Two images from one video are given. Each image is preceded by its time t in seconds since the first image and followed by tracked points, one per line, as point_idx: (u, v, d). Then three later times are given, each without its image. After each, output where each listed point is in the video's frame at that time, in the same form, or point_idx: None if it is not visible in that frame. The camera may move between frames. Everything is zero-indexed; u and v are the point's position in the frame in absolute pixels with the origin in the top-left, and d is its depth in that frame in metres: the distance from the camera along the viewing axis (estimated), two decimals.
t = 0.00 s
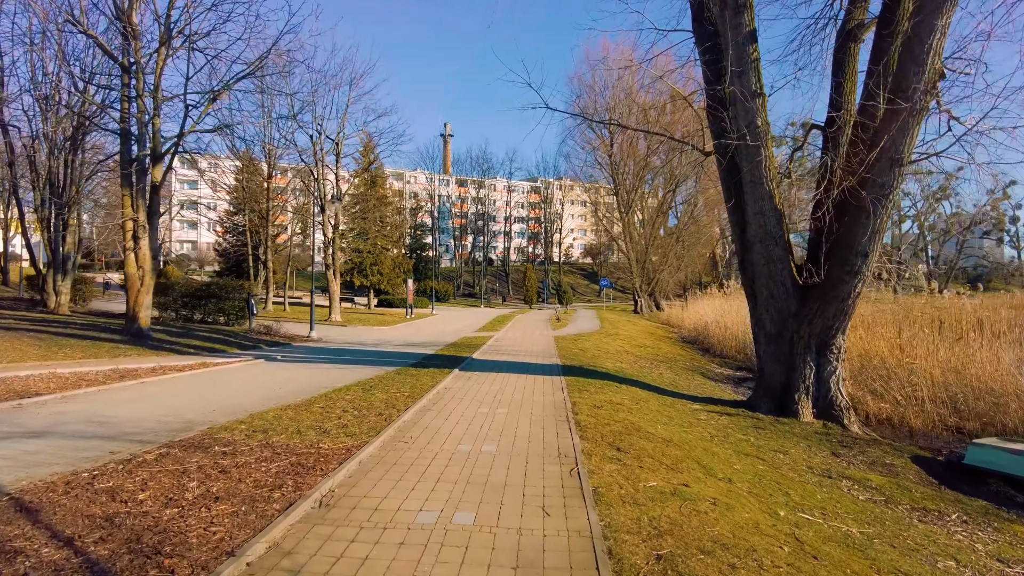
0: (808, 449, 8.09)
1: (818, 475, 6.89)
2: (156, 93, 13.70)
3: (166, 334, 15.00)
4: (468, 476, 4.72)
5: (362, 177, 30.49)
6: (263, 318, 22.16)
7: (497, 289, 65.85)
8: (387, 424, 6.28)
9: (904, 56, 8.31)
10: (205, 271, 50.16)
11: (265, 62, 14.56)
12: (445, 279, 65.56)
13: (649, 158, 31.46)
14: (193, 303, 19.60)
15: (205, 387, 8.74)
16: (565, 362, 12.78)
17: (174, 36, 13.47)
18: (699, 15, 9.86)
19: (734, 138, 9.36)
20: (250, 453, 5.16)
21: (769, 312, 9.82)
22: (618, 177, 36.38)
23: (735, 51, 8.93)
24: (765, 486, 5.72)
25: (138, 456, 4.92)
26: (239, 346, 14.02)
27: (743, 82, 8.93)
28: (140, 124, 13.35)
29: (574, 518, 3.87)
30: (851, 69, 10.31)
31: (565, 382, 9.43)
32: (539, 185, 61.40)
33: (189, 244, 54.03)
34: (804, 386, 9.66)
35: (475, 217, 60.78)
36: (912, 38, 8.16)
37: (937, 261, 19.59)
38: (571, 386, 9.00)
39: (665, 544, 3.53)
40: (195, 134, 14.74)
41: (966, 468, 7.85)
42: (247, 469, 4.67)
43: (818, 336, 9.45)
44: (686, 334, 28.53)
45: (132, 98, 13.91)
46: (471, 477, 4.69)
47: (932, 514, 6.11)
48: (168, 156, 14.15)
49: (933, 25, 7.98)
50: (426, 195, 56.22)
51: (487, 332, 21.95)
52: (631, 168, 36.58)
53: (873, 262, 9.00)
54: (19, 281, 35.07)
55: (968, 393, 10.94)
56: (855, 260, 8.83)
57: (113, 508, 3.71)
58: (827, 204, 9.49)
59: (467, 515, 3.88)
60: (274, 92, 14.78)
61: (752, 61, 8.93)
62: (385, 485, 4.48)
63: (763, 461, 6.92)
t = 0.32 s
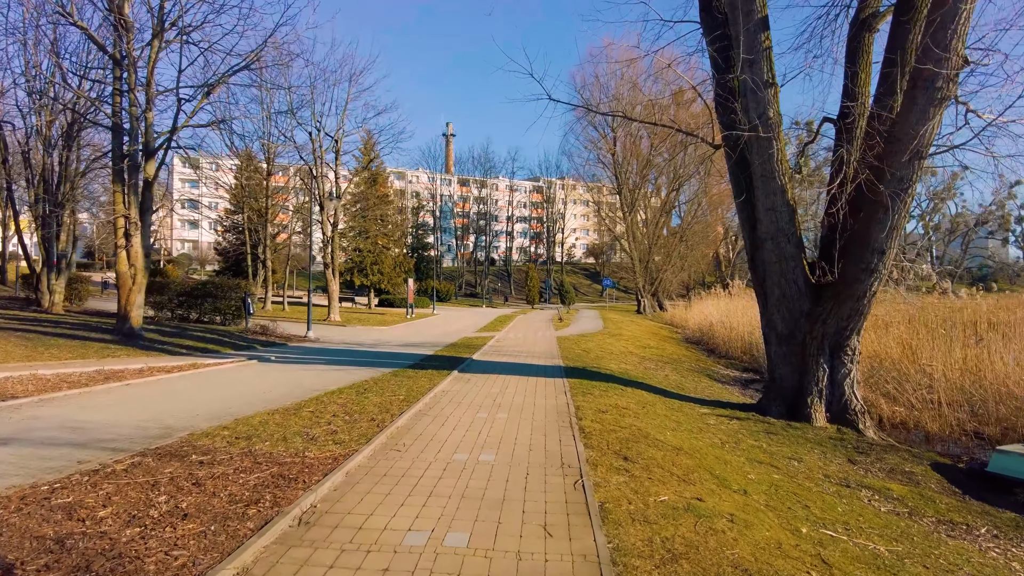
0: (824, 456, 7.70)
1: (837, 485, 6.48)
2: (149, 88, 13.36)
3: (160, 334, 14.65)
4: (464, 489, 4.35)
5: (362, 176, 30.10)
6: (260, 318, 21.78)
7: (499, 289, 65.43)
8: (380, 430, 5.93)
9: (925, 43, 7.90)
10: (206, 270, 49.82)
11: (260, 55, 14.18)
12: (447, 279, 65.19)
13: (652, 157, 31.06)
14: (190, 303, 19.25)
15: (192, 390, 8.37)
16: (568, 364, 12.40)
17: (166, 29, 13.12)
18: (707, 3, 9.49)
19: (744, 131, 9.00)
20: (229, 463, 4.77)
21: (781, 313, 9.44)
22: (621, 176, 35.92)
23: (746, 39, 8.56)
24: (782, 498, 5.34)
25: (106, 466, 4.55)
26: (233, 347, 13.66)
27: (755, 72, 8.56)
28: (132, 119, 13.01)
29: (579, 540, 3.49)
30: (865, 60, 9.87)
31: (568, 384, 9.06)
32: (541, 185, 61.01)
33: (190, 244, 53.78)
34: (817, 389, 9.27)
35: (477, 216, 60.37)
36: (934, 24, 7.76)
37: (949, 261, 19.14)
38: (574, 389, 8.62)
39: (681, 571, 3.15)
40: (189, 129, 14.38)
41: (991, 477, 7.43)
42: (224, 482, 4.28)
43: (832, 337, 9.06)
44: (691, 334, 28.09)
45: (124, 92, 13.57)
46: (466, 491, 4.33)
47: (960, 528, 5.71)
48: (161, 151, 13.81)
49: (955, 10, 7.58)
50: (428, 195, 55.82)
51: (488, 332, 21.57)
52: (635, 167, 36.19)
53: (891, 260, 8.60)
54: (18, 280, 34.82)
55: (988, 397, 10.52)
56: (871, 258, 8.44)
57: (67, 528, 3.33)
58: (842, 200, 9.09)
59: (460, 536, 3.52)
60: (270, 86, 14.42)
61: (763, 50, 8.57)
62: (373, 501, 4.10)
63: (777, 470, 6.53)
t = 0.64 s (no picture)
0: (837, 463, 7.34)
1: (855, 495, 6.11)
2: (139, 83, 12.99)
3: (151, 335, 14.30)
4: (456, 506, 4.00)
5: (361, 175, 29.70)
6: (256, 318, 21.39)
7: (499, 289, 65.04)
8: (369, 438, 5.57)
9: (944, 29, 7.52)
10: (204, 271, 49.43)
11: (253, 49, 13.78)
12: (447, 279, 64.82)
13: (654, 156, 30.71)
14: (184, 303, 18.89)
15: (176, 393, 8.01)
16: (569, 366, 12.05)
17: (156, 22, 12.72)
18: None
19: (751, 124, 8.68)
20: (203, 476, 4.40)
21: (790, 313, 9.08)
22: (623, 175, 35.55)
23: (755, 27, 8.22)
24: (799, 512, 4.98)
25: (68, 478, 4.19)
26: (225, 348, 13.31)
27: (764, 61, 8.27)
28: (121, 115, 12.67)
29: (581, 566, 3.14)
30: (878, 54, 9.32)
31: (569, 388, 8.68)
32: (542, 184, 60.65)
33: (189, 244, 53.49)
34: (827, 393, 8.91)
35: (478, 216, 60.06)
36: (954, 8, 7.39)
37: (959, 260, 18.71)
38: (576, 393, 8.25)
39: None
40: (180, 125, 13.99)
41: (1014, 485, 7.05)
42: (193, 498, 3.91)
43: (844, 338, 8.70)
44: (693, 335, 27.70)
45: (114, 87, 13.20)
46: (457, 508, 3.96)
47: (987, 543, 5.33)
48: (151, 148, 13.49)
49: None
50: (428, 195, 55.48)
51: (487, 333, 21.21)
52: (636, 166, 35.84)
53: (906, 257, 8.22)
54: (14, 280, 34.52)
55: (1005, 400, 10.13)
56: (884, 256, 8.07)
57: (6, 555, 2.96)
58: (854, 196, 8.74)
59: (449, 562, 3.16)
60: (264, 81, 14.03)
61: (773, 39, 8.24)
62: (355, 520, 3.74)
63: (792, 480, 6.17)
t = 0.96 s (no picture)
0: (853, 475, 6.96)
1: (874, 512, 5.73)
2: (126, 78, 12.60)
3: (139, 338, 13.89)
4: (446, 534, 3.61)
5: (358, 174, 29.29)
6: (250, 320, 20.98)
7: (499, 289, 64.63)
8: (356, 453, 5.17)
9: (966, 16, 7.12)
10: (202, 271, 49.01)
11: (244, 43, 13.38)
12: (446, 279, 64.41)
13: (655, 155, 30.35)
14: (176, 304, 18.47)
15: (156, 401, 7.61)
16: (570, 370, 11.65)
17: (144, 15, 12.31)
18: None
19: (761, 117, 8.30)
20: (170, 498, 4.00)
21: (800, 316, 8.69)
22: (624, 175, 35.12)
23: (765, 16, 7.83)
24: (819, 534, 4.59)
25: (21, 501, 3.81)
26: (215, 351, 12.91)
27: (775, 52, 7.86)
28: (108, 111, 12.29)
29: None
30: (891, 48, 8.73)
31: (570, 394, 8.29)
32: (542, 184, 60.29)
33: (187, 244, 53.07)
34: (840, 399, 8.52)
35: (477, 216, 59.68)
36: None
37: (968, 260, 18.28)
38: (577, 401, 7.85)
39: None
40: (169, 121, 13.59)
41: None
42: (155, 526, 3.51)
43: (858, 343, 8.31)
44: (695, 336, 27.30)
45: (101, 83, 12.80)
46: (447, 537, 3.57)
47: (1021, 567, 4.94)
48: (140, 144, 13.14)
49: None
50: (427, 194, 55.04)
51: (486, 334, 20.81)
52: (637, 166, 35.52)
53: (923, 258, 7.83)
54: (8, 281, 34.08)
55: None
56: (901, 256, 7.68)
57: None
58: (868, 194, 8.35)
59: None
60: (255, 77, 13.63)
61: (783, 29, 7.86)
62: (332, 553, 3.34)
63: (807, 496, 5.79)
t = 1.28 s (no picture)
0: (876, 482, 6.56)
1: (901, 524, 5.35)
2: (115, 70, 12.20)
3: (129, 338, 13.51)
4: (442, 557, 3.23)
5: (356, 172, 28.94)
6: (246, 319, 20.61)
7: (499, 289, 64.24)
8: (345, 462, 4.78)
9: None
10: (200, 271, 48.61)
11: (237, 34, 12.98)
12: (445, 279, 64.06)
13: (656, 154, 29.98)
14: (169, 303, 18.11)
15: (139, 403, 7.22)
16: (572, 370, 11.27)
17: (133, 5, 11.92)
18: None
19: (774, 107, 7.92)
20: (138, 514, 3.60)
21: (814, 315, 8.30)
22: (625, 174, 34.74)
23: None
24: (851, 552, 4.21)
25: None
26: (206, 352, 12.53)
27: (790, 36, 7.49)
28: (96, 104, 11.91)
29: None
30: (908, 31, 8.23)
31: (574, 397, 7.93)
32: (542, 184, 59.93)
33: (185, 243, 52.66)
34: (855, 403, 8.14)
35: (477, 216, 59.25)
36: None
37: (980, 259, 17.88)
38: (581, 404, 7.48)
39: None
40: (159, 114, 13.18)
41: None
42: (112, 547, 3.11)
43: (875, 343, 7.93)
44: (697, 336, 26.94)
45: (89, 76, 12.41)
46: (443, 560, 3.18)
47: None
48: (129, 138, 12.77)
49: None
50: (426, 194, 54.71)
51: (485, 334, 20.47)
52: (638, 165, 35.16)
53: (945, 253, 7.43)
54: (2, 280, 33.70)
55: None
56: (922, 252, 7.28)
57: None
58: (886, 187, 7.96)
59: None
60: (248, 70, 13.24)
61: (798, 12, 7.48)
62: None
63: (832, 506, 5.40)
